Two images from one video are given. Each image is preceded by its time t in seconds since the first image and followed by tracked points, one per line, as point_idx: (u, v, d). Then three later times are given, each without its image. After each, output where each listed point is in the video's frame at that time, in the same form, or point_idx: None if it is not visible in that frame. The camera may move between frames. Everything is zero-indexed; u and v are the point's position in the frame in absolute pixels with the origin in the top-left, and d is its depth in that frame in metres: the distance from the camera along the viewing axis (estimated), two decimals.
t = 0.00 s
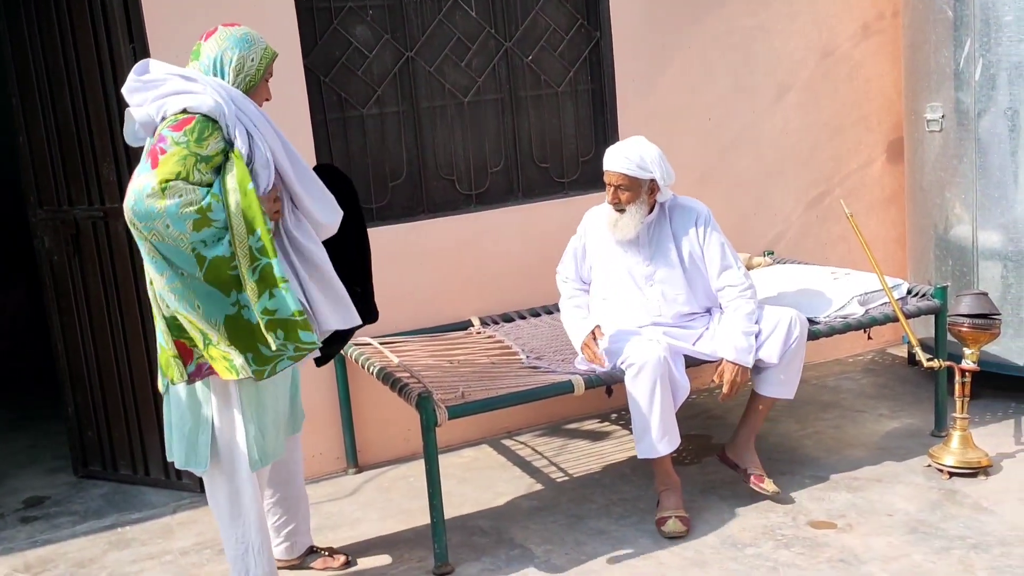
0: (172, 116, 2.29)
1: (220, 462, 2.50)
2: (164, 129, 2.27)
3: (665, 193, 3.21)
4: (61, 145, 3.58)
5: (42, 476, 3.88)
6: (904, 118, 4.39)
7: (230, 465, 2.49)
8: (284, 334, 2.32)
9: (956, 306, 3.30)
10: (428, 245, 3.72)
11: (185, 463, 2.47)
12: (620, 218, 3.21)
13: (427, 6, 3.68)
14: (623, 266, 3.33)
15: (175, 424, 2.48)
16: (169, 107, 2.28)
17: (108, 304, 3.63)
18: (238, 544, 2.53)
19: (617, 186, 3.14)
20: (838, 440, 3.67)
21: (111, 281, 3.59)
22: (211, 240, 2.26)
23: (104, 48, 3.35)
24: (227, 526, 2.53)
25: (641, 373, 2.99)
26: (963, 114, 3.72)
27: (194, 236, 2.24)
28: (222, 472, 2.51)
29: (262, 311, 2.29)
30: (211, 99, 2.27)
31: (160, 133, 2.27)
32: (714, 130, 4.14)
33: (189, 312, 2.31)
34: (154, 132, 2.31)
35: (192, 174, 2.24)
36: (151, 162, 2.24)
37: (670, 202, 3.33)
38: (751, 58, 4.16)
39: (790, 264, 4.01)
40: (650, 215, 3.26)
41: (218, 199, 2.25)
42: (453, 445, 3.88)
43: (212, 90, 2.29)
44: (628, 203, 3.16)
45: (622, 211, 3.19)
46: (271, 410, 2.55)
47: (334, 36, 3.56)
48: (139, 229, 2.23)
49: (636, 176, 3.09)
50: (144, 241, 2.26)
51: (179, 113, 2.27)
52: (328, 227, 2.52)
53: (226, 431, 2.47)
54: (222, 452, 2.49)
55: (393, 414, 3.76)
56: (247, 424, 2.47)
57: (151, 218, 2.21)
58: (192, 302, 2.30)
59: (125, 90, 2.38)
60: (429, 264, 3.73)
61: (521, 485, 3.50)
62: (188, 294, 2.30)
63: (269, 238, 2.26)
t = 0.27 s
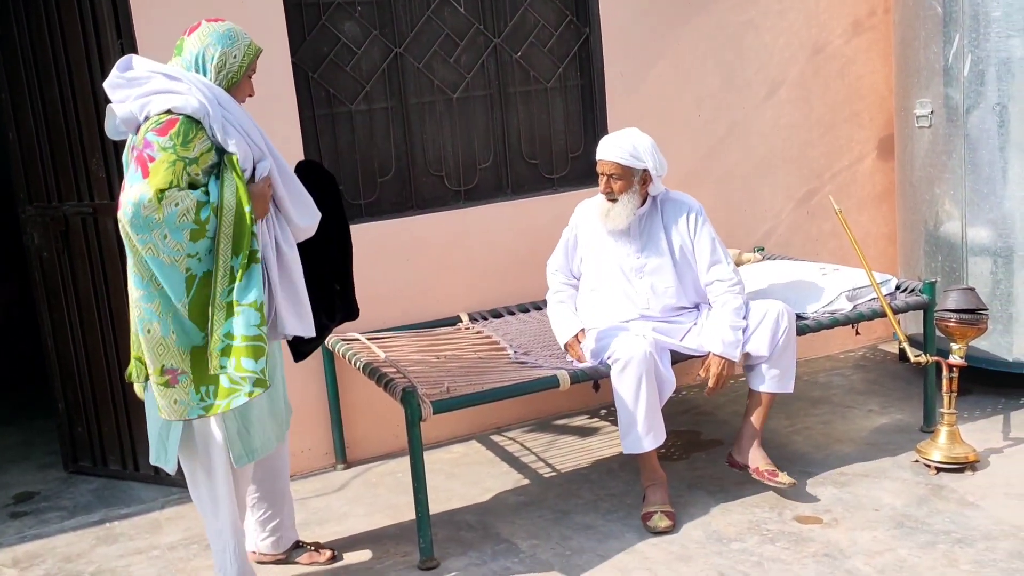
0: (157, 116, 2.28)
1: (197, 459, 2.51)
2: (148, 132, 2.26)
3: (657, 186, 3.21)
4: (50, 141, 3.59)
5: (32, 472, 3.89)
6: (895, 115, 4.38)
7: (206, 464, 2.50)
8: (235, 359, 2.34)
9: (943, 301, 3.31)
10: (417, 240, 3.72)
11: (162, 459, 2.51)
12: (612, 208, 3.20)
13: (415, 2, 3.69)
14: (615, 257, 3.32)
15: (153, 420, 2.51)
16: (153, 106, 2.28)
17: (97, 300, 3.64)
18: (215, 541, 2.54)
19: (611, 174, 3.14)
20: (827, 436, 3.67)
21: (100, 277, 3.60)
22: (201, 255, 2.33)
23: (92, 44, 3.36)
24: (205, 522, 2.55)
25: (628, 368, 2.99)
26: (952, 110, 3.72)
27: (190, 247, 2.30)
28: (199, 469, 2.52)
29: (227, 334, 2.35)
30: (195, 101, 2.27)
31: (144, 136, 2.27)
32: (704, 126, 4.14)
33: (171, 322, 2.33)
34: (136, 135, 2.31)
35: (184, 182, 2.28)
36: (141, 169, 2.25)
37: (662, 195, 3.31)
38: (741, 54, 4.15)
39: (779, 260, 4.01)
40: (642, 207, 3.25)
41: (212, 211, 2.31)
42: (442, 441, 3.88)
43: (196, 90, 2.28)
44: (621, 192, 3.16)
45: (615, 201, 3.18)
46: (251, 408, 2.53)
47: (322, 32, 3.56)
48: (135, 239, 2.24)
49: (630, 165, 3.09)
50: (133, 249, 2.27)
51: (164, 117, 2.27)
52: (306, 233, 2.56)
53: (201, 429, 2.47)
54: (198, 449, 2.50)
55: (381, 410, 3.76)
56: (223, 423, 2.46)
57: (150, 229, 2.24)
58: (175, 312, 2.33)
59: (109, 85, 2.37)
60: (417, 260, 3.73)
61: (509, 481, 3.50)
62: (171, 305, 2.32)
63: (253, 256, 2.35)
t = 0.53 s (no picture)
0: (153, 110, 2.29)
1: (197, 456, 2.52)
2: (143, 124, 2.28)
3: (659, 180, 3.21)
4: (52, 139, 3.60)
5: (36, 468, 3.91)
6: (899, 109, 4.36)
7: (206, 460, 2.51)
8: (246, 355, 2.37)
9: (945, 296, 3.29)
10: (418, 236, 3.72)
11: (162, 455, 2.52)
12: (614, 202, 3.19)
13: None
14: (617, 251, 3.32)
15: (153, 417, 2.52)
16: (150, 100, 2.28)
17: (99, 297, 3.65)
18: (213, 539, 2.55)
19: (613, 169, 3.13)
20: (830, 431, 3.66)
21: (102, 274, 3.61)
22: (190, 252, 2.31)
23: (93, 42, 3.37)
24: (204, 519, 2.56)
25: (627, 364, 2.98)
26: (955, 104, 3.69)
27: (177, 244, 2.28)
28: (199, 466, 2.53)
29: (229, 328, 2.36)
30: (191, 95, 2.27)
31: (139, 130, 2.27)
32: (706, 121, 4.12)
33: (157, 317, 2.32)
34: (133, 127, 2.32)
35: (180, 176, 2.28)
36: (134, 161, 2.26)
37: (664, 190, 3.30)
38: (743, 49, 4.14)
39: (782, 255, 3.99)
40: (645, 202, 3.24)
41: (203, 211, 2.29)
42: (444, 437, 3.88)
43: (192, 83, 2.28)
44: (623, 185, 3.15)
45: (617, 195, 3.17)
46: (251, 405, 2.53)
47: (322, 29, 3.56)
48: (124, 230, 2.27)
49: (634, 159, 3.08)
50: (122, 241, 2.29)
51: (159, 111, 2.27)
52: (308, 216, 2.53)
53: (202, 425, 2.48)
54: (198, 445, 2.51)
55: (383, 406, 3.77)
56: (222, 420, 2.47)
57: (138, 222, 2.25)
58: (161, 308, 2.32)
59: (104, 80, 2.37)
60: (418, 256, 3.73)
61: (510, 477, 3.50)
62: (156, 299, 2.32)
63: (250, 258, 2.34)
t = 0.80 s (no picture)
0: (151, 111, 2.29)
1: (200, 455, 2.52)
2: (143, 128, 2.27)
3: (661, 179, 3.19)
4: (55, 139, 3.60)
5: (41, 469, 3.92)
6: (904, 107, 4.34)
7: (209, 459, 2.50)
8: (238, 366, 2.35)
9: (949, 296, 3.27)
10: (420, 237, 3.71)
11: (165, 455, 2.52)
12: (615, 202, 3.19)
13: None
14: (618, 250, 3.31)
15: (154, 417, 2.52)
16: (148, 102, 2.29)
17: (103, 298, 3.66)
18: (217, 538, 2.54)
19: (614, 169, 3.12)
20: (834, 432, 3.64)
21: (105, 274, 3.62)
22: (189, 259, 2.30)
23: (95, 43, 3.37)
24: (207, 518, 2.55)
25: (628, 364, 2.97)
26: (959, 102, 3.67)
27: (178, 251, 2.28)
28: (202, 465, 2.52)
29: (222, 338, 2.32)
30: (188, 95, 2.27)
31: (139, 132, 2.27)
32: (710, 120, 4.11)
33: (157, 323, 2.35)
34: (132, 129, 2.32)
35: (181, 179, 2.27)
36: (135, 166, 2.27)
37: (666, 189, 3.29)
38: (747, 47, 4.12)
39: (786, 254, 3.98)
40: (646, 200, 3.23)
41: (204, 217, 2.29)
42: (447, 438, 3.88)
43: (190, 84, 2.28)
44: (624, 185, 3.14)
45: (618, 195, 3.17)
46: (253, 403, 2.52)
47: (324, 28, 3.56)
48: (127, 236, 2.28)
49: (634, 160, 3.07)
50: (125, 246, 2.31)
51: (158, 115, 2.27)
52: (306, 223, 2.56)
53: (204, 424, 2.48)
54: (201, 445, 2.50)
55: (385, 407, 3.77)
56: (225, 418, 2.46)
57: (140, 229, 2.26)
58: (162, 314, 2.35)
59: (103, 83, 2.37)
60: (421, 256, 3.72)
61: (512, 477, 3.50)
62: (159, 306, 2.35)
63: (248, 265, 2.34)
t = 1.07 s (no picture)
0: (142, 110, 2.28)
1: (193, 456, 2.51)
2: (135, 130, 2.28)
3: (655, 179, 3.19)
4: (49, 138, 3.59)
5: (37, 469, 3.91)
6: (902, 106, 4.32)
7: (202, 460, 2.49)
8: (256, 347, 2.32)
9: (947, 294, 3.26)
10: (417, 236, 3.70)
11: (158, 456, 2.51)
12: (613, 207, 3.18)
13: None
14: (614, 251, 3.30)
15: (147, 419, 2.51)
16: (139, 100, 2.28)
17: (98, 297, 3.64)
18: (211, 539, 2.54)
19: (607, 175, 3.11)
20: (832, 431, 3.63)
21: (100, 274, 3.61)
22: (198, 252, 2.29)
23: (89, 41, 3.36)
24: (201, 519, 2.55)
25: (624, 363, 2.96)
26: (958, 100, 3.66)
27: (189, 246, 2.27)
28: (195, 466, 2.51)
29: (237, 321, 2.29)
30: (179, 92, 2.26)
31: (132, 134, 2.27)
32: (707, 118, 4.09)
33: (168, 321, 2.32)
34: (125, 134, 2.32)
35: (176, 179, 2.28)
36: (133, 169, 2.27)
37: (662, 188, 3.28)
38: (744, 45, 4.11)
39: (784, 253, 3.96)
40: (641, 201, 3.22)
41: (205, 206, 2.27)
42: (444, 437, 3.87)
43: (180, 81, 2.27)
44: (620, 190, 3.13)
45: (614, 199, 3.16)
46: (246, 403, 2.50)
47: (319, 27, 3.55)
48: (133, 239, 2.28)
49: (626, 164, 3.06)
50: (130, 250, 2.31)
51: (148, 114, 2.27)
52: (301, 218, 2.53)
53: (196, 425, 2.46)
54: (193, 445, 2.49)
55: (382, 406, 3.75)
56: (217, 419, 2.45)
57: (145, 231, 2.25)
58: (173, 311, 2.33)
59: (92, 82, 2.37)
60: (418, 255, 3.71)
61: (509, 477, 3.48)
62: (169, 304, 2.33)
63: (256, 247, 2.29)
